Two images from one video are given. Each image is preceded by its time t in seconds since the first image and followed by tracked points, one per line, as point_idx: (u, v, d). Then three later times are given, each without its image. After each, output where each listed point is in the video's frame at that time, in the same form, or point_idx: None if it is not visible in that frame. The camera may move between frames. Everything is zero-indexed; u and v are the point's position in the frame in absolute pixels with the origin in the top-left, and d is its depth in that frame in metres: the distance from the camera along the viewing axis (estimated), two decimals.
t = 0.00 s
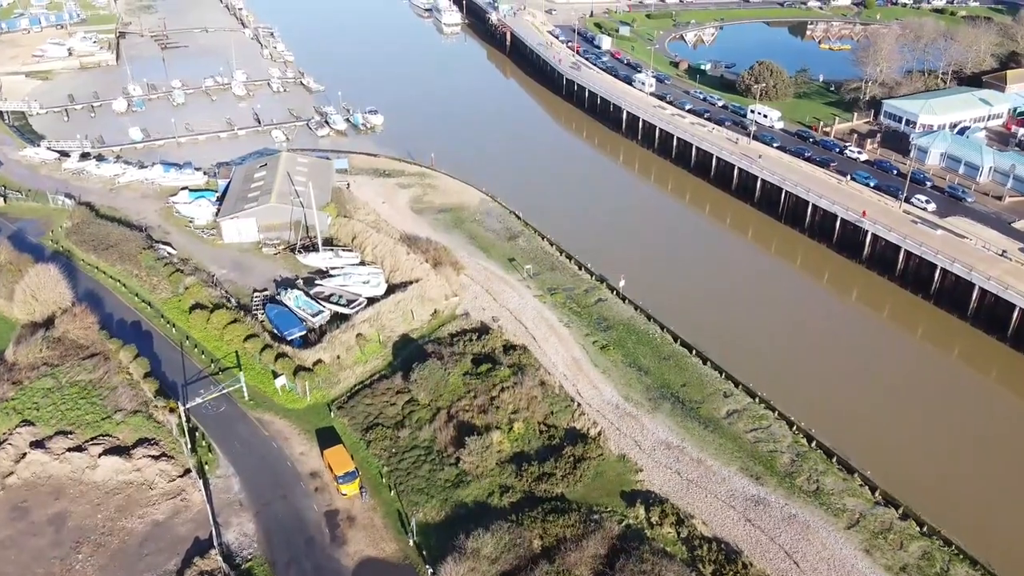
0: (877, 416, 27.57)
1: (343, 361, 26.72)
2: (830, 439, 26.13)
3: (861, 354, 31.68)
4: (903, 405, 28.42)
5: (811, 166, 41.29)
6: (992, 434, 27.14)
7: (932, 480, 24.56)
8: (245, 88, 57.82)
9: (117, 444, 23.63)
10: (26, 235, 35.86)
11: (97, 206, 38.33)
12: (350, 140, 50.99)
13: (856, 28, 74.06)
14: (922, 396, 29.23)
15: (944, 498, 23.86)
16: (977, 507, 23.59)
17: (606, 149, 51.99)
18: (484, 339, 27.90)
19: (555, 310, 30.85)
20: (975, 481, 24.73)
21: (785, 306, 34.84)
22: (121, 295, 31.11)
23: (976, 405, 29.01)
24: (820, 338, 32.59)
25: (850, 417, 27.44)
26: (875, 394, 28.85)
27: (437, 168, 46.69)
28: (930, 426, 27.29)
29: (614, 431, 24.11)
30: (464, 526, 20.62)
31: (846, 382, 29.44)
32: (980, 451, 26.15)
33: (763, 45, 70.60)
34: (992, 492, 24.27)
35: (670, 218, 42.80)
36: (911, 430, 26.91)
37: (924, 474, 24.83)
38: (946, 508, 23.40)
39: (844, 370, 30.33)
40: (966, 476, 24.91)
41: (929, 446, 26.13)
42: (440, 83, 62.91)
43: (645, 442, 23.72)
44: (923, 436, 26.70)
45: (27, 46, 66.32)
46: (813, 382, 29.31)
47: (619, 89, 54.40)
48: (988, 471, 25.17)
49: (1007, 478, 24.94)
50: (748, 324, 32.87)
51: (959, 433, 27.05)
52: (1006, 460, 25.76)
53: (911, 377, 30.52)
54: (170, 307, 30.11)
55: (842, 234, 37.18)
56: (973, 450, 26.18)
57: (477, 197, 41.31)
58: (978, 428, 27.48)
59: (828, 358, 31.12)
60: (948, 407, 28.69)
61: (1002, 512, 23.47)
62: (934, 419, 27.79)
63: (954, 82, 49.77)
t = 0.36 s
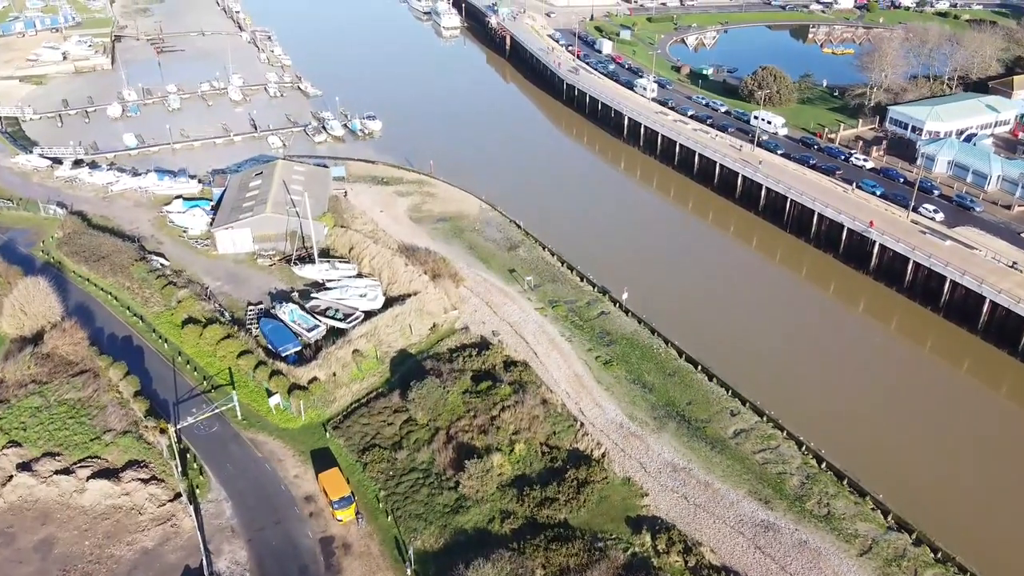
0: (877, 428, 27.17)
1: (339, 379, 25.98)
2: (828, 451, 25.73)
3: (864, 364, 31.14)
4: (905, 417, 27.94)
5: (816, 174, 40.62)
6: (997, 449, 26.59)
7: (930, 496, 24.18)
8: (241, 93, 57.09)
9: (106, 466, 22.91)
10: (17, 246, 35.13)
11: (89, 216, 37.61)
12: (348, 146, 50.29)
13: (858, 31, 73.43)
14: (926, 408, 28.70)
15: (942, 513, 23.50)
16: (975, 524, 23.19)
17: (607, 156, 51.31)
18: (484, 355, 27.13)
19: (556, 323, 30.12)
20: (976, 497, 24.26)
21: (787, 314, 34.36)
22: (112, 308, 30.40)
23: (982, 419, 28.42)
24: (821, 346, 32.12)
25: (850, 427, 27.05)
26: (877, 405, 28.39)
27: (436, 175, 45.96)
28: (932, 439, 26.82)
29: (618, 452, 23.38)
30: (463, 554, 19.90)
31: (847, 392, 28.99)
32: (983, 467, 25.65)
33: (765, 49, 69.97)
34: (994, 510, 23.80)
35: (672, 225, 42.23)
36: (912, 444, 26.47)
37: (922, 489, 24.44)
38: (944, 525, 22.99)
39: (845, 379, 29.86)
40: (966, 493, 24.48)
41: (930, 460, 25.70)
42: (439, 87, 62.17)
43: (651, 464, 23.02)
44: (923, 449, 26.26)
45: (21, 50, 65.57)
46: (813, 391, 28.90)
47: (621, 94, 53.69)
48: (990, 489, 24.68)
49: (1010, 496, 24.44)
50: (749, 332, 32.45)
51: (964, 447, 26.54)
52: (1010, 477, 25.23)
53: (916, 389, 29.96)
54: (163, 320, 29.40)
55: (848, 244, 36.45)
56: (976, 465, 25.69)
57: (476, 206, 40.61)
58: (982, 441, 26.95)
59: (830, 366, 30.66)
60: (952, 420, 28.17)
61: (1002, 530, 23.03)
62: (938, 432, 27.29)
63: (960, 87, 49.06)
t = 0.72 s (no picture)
0: (881, 440, 26.62)
1: (334, 397, 25.23)
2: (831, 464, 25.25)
3: (868, 374, 30.61)
4: (909, 428, 27.39)
5: (821, 182, 39.91)
6: (1004, 463, 25.94)
7: (933, 510, 23.64)
8: (237, 99, 56.35)
9: (94, 490, 22.15)
10: (6, 256, 34.37)
11: (81, 225, 36.85)
12: (345, 152, 49.56)
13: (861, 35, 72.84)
14: (931, 420, 28.14)
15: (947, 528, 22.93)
16: (979, 539, 22.57)
17: (608, 162, 50.61)
18: (484, 371, 26.33)
19: (558, 337, 29.39)
20: (981, 512, 23.68)
21: (789, 323, 33.83)
22: (103, 322, 29.65)
23: (990, 433, 27.75)
24: (824, 356, 31.59)
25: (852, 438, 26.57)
26: (880, 417, 27.85)
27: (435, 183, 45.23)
28: (937, 452, 26.27)
29: (623, 474, 22.68)
30: None
31: (850, 402, 28.49)
32: (989, 482, 25.02)
33: (767, 52, 69.33)
34: (1000, 525, 23.20)
35: (673, 233, 41.65)
36: (916, 456, 25.93)
37: (925, 502, 23.92)
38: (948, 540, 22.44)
39: (848, 390, 29.29)
40: (972, 506, 23.90)
41: (933, 473, 25.13)
42: (438, 92, 61.43)
43: (657, 488, 22.30)
44: (928, 463, 25.70)
45: (15, 54, 64.81)
46: (815, 401, 28.43)
47: (622, 99, 52.99)
48: (997, 504, 24.06)
49: (1017, 511, 23.81)
50: (750, 340, 31.97)
51: (969, 460, 25.95)
52: (1018, 491, 24.59)
53: (922, 401, 29.37)
54: (154, 336, 28.66)
55: (856, 254, 35.72)
56: (982, 479, 25.08)
57: (476, 214, 39.89)
58: (984, 451, 26.50)
59: (832, 376, 30.16)
60: (958, 432, 27.56)
61: (1007, 546, 22.42)
62: (942, 445, 26.72)
63: (966, 93, 48.40)
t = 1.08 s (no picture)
0: (872, 443, 26.65)
1: (330, 417, 24.44)
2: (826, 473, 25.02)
3: (869, 382, 30.19)
4: (908, 440, 27.01)
5: (827, 190, 39.15)
6: (993, 466, 26.06)
7: (926, 523, 23.34)
8: (233, 103, 55.60)
9: (79, 515, 21.34)
10: None
11: (72, 235, 36.09)
12: (342, 158, 48.81)
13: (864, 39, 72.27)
14: (932, 431, 27.70)
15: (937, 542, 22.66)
16: (970, 555, 22.21)
17: (610, 168, 49.90)
18: (483, 389, 25.54)
19: (560, 352, 28.63)
20: (975, 527, 23.32)
21: (784, 327, 33.61)
22: (92, 336, 28.87)
23: (985, 439, 27.62)
24: (825, 363, 31.22)
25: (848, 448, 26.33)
26: (880, 426, 27.49)
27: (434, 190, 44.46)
28: (934, 464, 25.89)
29: (628, 499, 21.94)
30: None
31: (845, 408, 28.30)
32: (983, 492, 24.81)
33: (769, 55, 68.70)
34: (993, 541, 22.84)
35: (675, 239, 41.12)
36: (911, 469, 25.58)
37: (919, 515, 23.62)
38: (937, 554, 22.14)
39: (839, 392, 29.25)
40: (965, 521, 23.54)
41: (927, 483, 24.96)
42: (436, 96, 60.70)
43: (663, 513, 21.57)
44: (923, 476, 25.36)
45: (9, 57, 63.98)
46: (813, 409, 28.17)
47: (623, 104, 52.26)
48: (992, 519, 23.67)
49: (1013, 528, 23.40)
50: (748, 347, 31.70)
51: (968, 474, 25.54)
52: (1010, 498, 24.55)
53: (925, 411, 28.89)
54: (145, 351, 27.88)
55: (863, 265, 34.96)
56: (979, 494, 24.67)
57: (475, 223, 39.15)
58: (974, 454, 26.60)
59: (832, 383, 29.83)
60: (958, 444, 27.11)
61: (996, 560, 22.14)
62: (941, 456, 26.32)
63: (972, 99, 47.72)
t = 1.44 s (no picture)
0: (868, 445, 26.56)
1: (325, 437, 23.68)
2: (819, 478, 24.85)
3: (864, 386, 30.07)
4: (905, 445, 26.74)
5: (834, 199, 38.40)
6: (988, 468, 26.03)
7: (916, 528, 23.13)
8: (229, 108, 54.82)
9: (65, 542, 20.53)
10: None
11: (62, 246, 35.29)
12: (340, 164, 48.03)
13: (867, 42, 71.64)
14: (931, 438, 27.39)
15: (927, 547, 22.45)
16: (965, 560, 22.04)
17: (611, 175, 49.16)
18: (484, 407, 24.75)
19: (562, 367, 27.86)
20: (968, 534, 23.04)
21: (780, 330, 33.41)
22: (81, 352, 28.09)
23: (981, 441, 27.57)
24: (825, 368, 30.94)
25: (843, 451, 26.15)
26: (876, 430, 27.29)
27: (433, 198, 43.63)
28: (930, 469, 25.63)
29: (634, 525, 21.20)
30: None
31: (840, 410, 28.23)
32: (980, 492, 24.80)
33: (771, 59, 68.01)
34: (985, 547, 22.55)
35: (675, 243, 40.74)
36: (908, 470, 25.52)
37: (910, 520, 23.42)
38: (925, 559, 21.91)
39: (834, 394, 29.14)
40: (959, 528, 23.26)
41: (923, 484, 24.93)
42: (435, 100, 59.93)
43: (670, 540, 20.83)
44: (919, 477, 25.31)
45: (2, 61, 63.14)
46: (811, 412, 28.01)
47: (625, 109, 51.53)
48: (986, 526, 23.38)
49: (1008, 533, 23.22)
50: (746, 350, 31.53)
51: (965, 482, 25.22)
52: (1005, 499, 24.56)
53: (927, 419, 28.51)
54: (135, 367, 27.10)
55: (872, 276, 34.21)
56: (975, 499, 24.47)
57: (475, 232, 38.39)
58: (970, 456, 26.56)
59: (830, 388, 29.59)
60: (957, 452, 26.77)
61: (994, 561, 22.12)
62: (938, 463, 26.03)
63: (979, 105, 47.04)
